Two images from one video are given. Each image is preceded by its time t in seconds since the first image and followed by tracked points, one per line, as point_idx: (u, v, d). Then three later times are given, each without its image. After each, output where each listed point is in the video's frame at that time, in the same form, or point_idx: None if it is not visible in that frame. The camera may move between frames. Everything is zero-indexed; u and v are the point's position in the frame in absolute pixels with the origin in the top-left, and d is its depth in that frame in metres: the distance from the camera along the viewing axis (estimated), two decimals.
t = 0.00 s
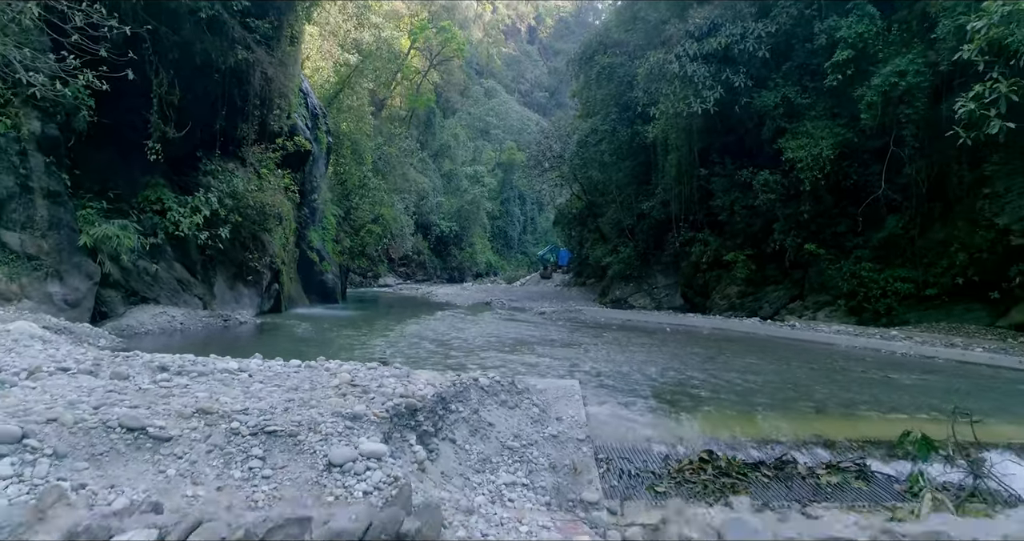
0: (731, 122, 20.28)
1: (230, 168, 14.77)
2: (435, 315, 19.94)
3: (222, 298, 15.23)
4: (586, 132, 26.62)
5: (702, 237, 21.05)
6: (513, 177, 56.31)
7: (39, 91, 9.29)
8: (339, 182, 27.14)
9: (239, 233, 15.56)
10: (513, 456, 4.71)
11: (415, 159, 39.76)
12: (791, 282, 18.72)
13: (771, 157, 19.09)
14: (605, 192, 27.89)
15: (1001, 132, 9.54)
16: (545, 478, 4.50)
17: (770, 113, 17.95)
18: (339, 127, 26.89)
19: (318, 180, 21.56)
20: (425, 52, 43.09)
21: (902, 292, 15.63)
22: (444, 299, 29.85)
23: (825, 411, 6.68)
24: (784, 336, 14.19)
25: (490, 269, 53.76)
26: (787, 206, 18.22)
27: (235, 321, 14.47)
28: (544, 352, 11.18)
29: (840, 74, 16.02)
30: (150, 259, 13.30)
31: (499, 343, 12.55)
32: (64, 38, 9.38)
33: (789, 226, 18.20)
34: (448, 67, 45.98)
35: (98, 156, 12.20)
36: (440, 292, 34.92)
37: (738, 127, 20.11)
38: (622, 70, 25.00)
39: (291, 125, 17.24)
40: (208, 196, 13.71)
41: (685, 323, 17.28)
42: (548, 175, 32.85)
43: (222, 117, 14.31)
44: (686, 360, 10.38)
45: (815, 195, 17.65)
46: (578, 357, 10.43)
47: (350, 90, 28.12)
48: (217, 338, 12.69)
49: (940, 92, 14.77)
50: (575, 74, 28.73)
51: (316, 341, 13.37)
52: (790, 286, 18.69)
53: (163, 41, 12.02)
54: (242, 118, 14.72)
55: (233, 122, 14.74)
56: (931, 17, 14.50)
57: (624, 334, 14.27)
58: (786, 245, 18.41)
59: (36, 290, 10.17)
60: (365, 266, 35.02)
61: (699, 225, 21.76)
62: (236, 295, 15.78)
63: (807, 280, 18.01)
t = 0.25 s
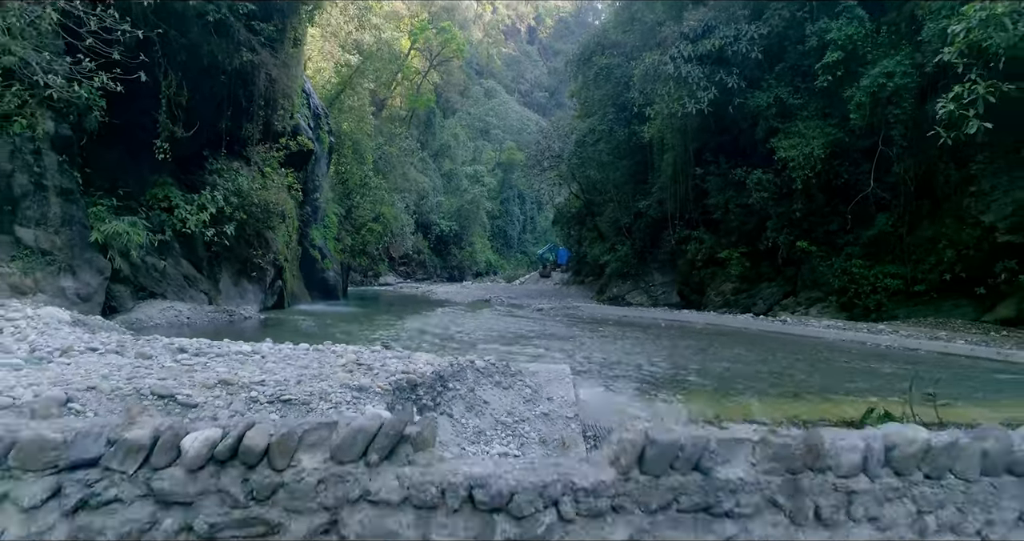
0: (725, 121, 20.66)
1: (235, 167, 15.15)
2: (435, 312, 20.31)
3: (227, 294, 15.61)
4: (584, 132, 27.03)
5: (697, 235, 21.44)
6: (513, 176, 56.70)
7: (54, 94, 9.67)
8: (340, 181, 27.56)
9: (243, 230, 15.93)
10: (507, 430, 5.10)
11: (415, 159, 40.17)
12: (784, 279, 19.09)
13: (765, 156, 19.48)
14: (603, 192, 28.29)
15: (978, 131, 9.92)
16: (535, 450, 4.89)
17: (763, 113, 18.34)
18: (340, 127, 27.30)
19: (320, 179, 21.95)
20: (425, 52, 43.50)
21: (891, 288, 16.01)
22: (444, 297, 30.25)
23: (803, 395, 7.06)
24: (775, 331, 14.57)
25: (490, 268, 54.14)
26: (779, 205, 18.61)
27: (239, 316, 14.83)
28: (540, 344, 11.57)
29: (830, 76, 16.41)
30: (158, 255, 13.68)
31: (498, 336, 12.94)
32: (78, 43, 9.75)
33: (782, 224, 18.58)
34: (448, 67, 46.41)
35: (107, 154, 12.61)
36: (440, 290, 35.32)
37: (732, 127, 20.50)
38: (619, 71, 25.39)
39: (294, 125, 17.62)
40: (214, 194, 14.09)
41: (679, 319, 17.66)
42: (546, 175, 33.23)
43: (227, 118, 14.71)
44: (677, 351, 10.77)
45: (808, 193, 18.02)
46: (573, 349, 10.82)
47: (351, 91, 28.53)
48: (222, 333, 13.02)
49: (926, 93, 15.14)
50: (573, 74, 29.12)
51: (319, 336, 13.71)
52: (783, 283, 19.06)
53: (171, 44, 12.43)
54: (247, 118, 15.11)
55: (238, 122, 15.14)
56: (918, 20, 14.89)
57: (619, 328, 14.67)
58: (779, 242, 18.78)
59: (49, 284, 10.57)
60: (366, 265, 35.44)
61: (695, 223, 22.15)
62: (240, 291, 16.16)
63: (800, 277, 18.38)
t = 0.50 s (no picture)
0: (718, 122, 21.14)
1: (242, 167, 15.66)
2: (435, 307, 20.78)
3: (233, 289, 16.09)
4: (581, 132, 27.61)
5: (691, 232, 21.94)
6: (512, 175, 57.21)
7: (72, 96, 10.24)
8: (341, 179, 28.08)
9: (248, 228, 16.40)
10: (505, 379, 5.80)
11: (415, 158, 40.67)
12: (775, 275, 19.59)
13: (756, 155, 19.99)
14: (600, 191, 28.79)
15: (949, 130, 10.44)
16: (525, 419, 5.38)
17: (754, 114, 18.85)
18: (341, 127, 27.85)
19: (322, 178, 22.48)
20: (425, 53, 44.01)
21: (878, 283, 16.49)
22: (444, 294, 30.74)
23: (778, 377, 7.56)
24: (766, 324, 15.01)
25: (489, 267, 54.64)
26: (769, 202, 19.11)
27: (245, 311, 15.25)
28: (534, 335, 12.10)
29: (817, 77, 16.97)
30: (167, 251, 14.14)
31: (494, 327, 13.44)
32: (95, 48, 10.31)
33: (773, 221, 19.08)
34: (448, 67, 46.96)
35: (119, 153, 13.18)
36: (439, 288, 35.80)
37: (724, 127, 20.99)
38: (616, 72, 25.86)
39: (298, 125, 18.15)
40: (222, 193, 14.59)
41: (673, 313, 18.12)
42: (544, 174, 33.76)
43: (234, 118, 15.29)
44: (664, 342, 11.30)
45: (798, 191, 18.51)
46: (566, 339, 11.34)
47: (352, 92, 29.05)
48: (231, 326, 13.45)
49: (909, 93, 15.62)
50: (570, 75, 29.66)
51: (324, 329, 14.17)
52: (774, 279, 19.55)
53: (183, 47, 13.05)
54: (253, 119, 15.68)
55: (244, 123, 15.71)
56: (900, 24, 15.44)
57: (612, 321, 15.12)
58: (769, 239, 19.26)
59: (67, 276, 11.06)
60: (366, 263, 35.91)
61: (689, 221, 22.67)
62: (245, 286, 16.65)
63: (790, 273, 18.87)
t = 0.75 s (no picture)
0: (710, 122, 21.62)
1: (247, 165, 16.11)
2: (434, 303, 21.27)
3: (238, 284, 16.58)
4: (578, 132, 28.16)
5: (684, 230, 22.47)
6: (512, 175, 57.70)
7: (90, 98, 10.91)
8: (342, 179, 28.67)
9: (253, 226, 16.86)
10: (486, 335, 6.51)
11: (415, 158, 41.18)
12: (765, 271, 20.11)
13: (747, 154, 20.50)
14: (597, 190, 29.27)
15: (924, 130, 10.94)
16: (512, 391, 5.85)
17: (744, 114, 19.37)
18: (342, 127, 28.41)
19: (324, 176, 23.00)
20: (425, 54, 44.53)
21: (863, 279, 17.02)
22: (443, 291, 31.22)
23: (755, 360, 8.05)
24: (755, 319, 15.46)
25: (489, 266, 55.14)
26: (759, 201, 19.62)
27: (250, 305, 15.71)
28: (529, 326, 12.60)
29: (803, 79, 17.51)
30: (175, 247, 14.60)
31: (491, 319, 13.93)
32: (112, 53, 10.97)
33: (763, 218, 19.60)
34: (447, 68, 47.49)
35: (129, 151, 13.78)
36: (439, 286, 36.30)
37: (716, 127, 21.45)
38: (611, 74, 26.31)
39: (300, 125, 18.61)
40: (227, 190, 15.10)
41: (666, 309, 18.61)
42: (543, 173, 34.25)
43: (240, 119, 15.85)
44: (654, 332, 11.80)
45: (787, 190, 19.03)
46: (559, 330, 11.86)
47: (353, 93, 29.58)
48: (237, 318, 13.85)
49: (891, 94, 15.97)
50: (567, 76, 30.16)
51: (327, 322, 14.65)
52: (764, 275, 20.08)
53: (191, 50, 13.69)
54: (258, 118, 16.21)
55: (249, 122, 16.22)
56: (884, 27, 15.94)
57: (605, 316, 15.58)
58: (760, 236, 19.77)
59: (81, 270, 11.55)
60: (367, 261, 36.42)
61: (683, 219, 23.20)
62: (250, 281, 17.14)
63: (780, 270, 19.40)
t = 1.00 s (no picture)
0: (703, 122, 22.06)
1: (252, 164, 16.61)
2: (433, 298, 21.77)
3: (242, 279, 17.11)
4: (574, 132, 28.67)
5: (677, 227, 22.95)
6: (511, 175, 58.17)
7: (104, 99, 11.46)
8: (343, 177, 29.51)
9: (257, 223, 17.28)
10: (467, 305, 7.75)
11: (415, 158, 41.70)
12: (756, 268, 20.61)
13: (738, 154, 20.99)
14: (593, 189, 29.78)
15: (900, 129, 11.47)
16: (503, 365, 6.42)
17: (735, 114, 19.86)
18: (343, 127, 29.10)
19: (325, 175, 23.53)
20: (425, 54, 45.06)
21: (850, 275, 17.53)
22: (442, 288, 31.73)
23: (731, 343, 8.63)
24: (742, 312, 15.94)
25: (488, 265, 55.56)
26: (750, 199, 20.09)
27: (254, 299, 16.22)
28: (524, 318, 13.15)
29: (790, 81, 18.06)
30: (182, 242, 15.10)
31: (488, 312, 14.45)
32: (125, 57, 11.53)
33: (753, 216, 20.08)
34: (446, 69, 48.04)
35: (138, 150, 14.42)
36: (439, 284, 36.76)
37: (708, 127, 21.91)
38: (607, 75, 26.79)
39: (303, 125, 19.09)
40: (233, 188, 15.64)
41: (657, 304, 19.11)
42: (541, 172, 34.75)
43: (246, 118, 16.29)
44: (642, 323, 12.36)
45: (777, 188, 19.53)
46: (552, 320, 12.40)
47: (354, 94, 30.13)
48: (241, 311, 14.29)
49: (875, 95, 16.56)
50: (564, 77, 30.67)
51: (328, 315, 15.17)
52: (755, 272, 20.58)
53: (199, 52, 14.41)
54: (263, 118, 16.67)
55: (254, 122, 16.68)
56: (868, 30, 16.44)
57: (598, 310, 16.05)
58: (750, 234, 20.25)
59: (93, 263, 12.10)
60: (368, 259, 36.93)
61: (677, 217, 23.69)
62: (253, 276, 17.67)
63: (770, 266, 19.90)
